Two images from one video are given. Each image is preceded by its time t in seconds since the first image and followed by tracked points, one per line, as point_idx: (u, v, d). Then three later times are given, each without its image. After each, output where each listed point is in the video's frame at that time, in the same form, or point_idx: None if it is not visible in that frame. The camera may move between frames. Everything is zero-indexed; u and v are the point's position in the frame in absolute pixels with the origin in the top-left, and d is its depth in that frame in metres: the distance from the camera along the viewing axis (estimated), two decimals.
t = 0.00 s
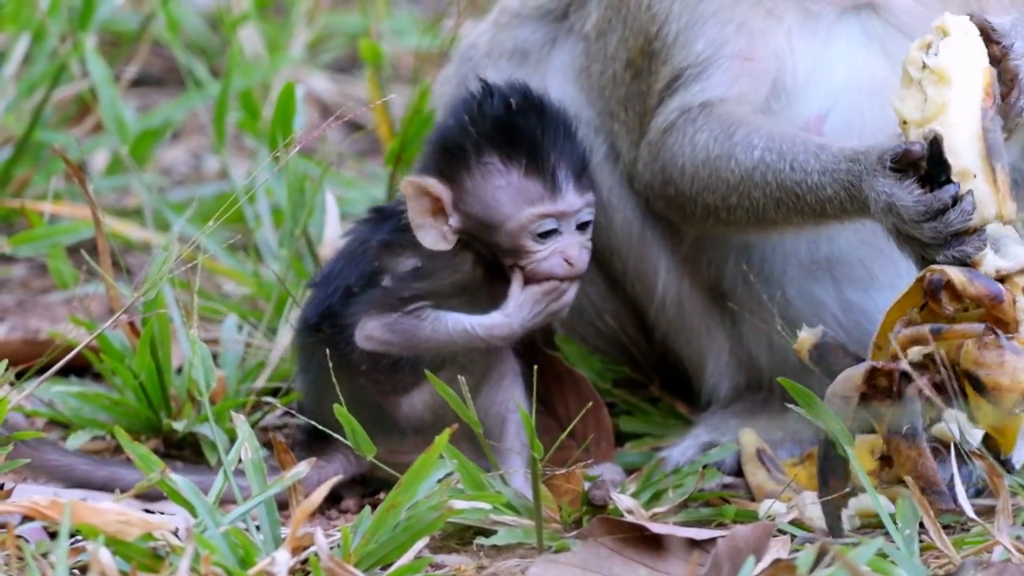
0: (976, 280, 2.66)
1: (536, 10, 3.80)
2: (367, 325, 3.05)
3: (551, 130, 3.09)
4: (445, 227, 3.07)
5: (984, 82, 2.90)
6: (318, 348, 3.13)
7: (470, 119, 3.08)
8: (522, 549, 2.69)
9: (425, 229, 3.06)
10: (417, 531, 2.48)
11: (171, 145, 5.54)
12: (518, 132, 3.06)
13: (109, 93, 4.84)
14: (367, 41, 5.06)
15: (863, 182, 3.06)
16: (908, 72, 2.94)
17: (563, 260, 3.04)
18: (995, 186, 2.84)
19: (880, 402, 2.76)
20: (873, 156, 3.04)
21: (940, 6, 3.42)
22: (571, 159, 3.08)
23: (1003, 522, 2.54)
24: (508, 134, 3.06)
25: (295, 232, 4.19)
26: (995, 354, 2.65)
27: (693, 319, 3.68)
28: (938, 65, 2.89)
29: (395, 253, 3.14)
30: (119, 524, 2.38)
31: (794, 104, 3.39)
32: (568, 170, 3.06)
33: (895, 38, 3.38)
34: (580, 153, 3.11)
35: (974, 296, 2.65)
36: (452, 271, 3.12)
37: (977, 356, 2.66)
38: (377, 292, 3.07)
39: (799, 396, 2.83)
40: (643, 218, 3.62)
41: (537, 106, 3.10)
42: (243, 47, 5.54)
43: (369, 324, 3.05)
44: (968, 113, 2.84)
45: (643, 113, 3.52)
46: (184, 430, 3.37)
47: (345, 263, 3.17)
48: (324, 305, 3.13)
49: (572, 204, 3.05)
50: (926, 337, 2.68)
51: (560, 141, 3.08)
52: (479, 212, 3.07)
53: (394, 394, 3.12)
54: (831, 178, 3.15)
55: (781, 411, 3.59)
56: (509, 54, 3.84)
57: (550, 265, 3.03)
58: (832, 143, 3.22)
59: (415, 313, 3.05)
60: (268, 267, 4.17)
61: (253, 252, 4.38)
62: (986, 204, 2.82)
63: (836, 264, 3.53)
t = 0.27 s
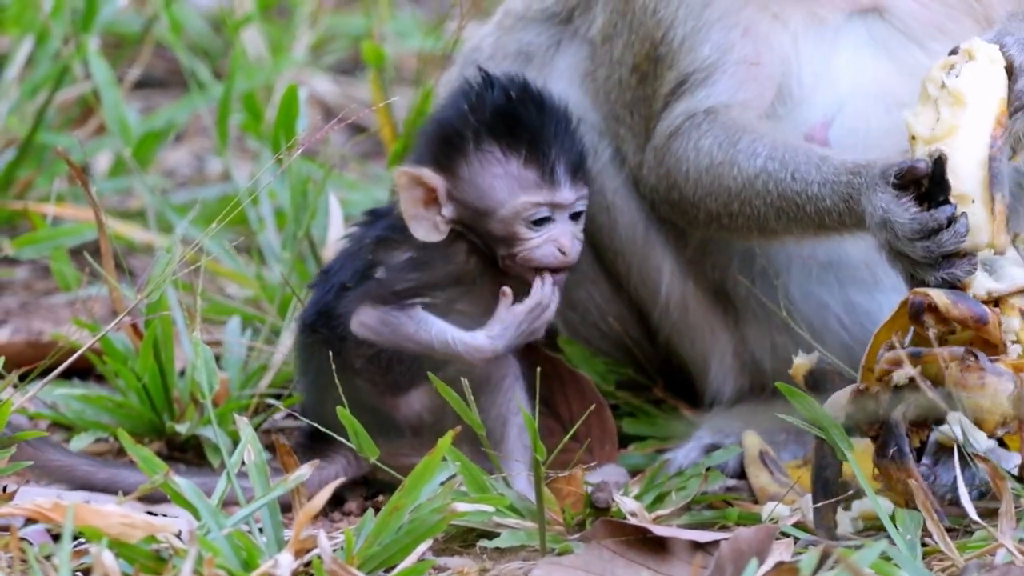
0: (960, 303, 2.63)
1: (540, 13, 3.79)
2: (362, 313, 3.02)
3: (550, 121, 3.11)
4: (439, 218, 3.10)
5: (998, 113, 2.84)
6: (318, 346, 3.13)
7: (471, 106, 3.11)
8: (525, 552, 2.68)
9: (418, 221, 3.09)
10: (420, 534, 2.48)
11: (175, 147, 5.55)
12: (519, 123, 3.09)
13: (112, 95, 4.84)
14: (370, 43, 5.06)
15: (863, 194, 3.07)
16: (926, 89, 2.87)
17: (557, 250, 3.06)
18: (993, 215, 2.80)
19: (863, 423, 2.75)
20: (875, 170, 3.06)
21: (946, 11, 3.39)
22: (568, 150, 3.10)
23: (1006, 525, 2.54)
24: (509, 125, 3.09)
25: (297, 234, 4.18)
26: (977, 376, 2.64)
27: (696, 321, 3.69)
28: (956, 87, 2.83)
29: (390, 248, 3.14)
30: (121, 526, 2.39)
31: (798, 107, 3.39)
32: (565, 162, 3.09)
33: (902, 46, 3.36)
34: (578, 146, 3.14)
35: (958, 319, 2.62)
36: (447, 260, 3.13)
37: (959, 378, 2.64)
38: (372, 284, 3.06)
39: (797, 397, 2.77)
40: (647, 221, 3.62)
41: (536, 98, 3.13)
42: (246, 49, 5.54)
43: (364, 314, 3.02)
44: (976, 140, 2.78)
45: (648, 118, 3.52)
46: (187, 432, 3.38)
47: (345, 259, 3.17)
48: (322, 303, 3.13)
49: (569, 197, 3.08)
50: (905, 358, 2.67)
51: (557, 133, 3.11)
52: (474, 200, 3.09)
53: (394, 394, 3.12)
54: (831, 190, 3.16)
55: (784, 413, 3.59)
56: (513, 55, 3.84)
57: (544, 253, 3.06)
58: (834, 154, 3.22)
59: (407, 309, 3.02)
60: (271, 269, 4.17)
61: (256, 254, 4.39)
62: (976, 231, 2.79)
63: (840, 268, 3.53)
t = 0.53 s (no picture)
0: (954, 313, 2.61)
1: (543, 18, 3.80)
2: (382, 332, 3.06)
3: (587, 156, 3.11)
4: (460, 234, 3.05)
5: (1007, 125, 2.76)
6: (321, 353, 3.14)
7: (508, 128, 3.08)
8: (528, 555, 2.68)
9: (439, 233, 3.04)
10: (423, 537, 2.48)
11: (177, 151, 5.55)
12: (559, 153, 3.08)
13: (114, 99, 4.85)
14: (373, 46, 5.06)
15: (864, 201, 3.07)
16: (936, 97, 2.85)
17: (574, 285, 3.07)
18: (989, 227, 2.76)
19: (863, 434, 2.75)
20: (877, 178, 3.06)
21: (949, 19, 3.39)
22: (599, 184, 3.10)
23: (1009, 528, 2.54)
24: (551, 154, 3.07)
25: (300, 238, 4.18)
26: (971, 387, 2.59)
27: (699, 326, 3.70)
28: (964, 97, 2.80)
29: (403, 258, 3.12)
30: (124, 530, 2.38)
31: (802, 114, 3.38)
32: (595, 200, 3.09)
33: (905, 52, 3.35)
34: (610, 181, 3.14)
35: (952, 329, 2.60)
36: (459, 272, 3.11)
37: (953, 390, 2.60)
38: (386, 301, 3.07)
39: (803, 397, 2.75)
40: (649, 228, 3.63)
41: (577, 129, 3.11)
42: (249, 54, 5.55)
43: (384, 331, 3.06)
44: (978, 150, 2.74)
45: (651, 124, 3.52)
46: (190, 435, 3.37)
47: (349, 266, 3.16)
48: (327, 309, 3.13)
49: (597, 237, 3.09)
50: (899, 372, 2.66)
51: (585, 161, 3.09)
52: (503, 224, 3.07)
53: (396, 403, 3.12)
54: (832, 196, 3.16)
55: (787, 417, 3.59)
56: (517, 60, 3.85)
57: (561, 290, 3.07)
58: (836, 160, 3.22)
59: (428, 323, 3.06)
60: (274, 272, 4.17)
61: (259, 258, 4.39)
62: (975, 241, 2.77)
63: (842, 274, 3.52)
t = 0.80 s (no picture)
0: (942, 313, 2.60)
1: (544, 19, 3.79)
2: (382, 340, 3.05)
3: (598, 166, 3.11)
4: (463, 235, 3.05)
5: (1004, 130, 2.79)
6: (320, 358, 3.13)
7: (521, 133, 3.06)
8: (529, 556, 2.68)
9: (443, 233, 3.03)
10: (425, 538, 2.48)
11: (179, 152, 5.54)
12: (570, 164, 3.07)
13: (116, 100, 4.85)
14: (375, 48, 5.06)
15: (858, 203, 3.03)
16: (936, 101, 2.88)
17: (575, 292, 3.10)
18: (979, 229, 2.74)
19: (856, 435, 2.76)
20: (872, 178, 3.02)
21: (951, 21, 3.41)
22: (607, 199, 3.11)
23: (1010, 528, 2.53)
24: (562, 165, 3.07)
25: (302, 239, 4.17)
26: (957, 390, 2.60)
27: (702, 328, 3.70)
28: (963, 101, 2.83)
29: (405, 261, 3.11)
30: (126, 531, 2.38)
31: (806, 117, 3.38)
32: (599, 209, 3.10)
33: (908, 56, 3.37)
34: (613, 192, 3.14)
35: (940, 330, 2.59)
36: (461, 275, 3.10)
37: (939, 393, 2.61)
38: (389, 307, 3.07)
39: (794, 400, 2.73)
40: (653, 229, 3.62)
41: (588, 138, 3.10)
42: (250, 55, 5.55)
43: (388, 341, 3.05)
44: (972, 153, 2.74)
45: (655, 127, 3.52)
46: (191, 436, 3.37)
47: (351, 269, 3.16)
48: (328, 312, 3.12)
49: (601, 244, 3.10)
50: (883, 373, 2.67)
51: (595, 173, 3.10)
52: (510, 231, 3.07)
53: (396, 408, 3.12)
54: (829, 196, 3.12)
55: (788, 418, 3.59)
56: (517, 63, 3.85)
57: (563, 296, 3.09)
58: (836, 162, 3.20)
59: (433, 332, 3.06)
60: (275, 274, 4.17)
61: (260, 259, 4.39)
62: (964, 244, 2.74)
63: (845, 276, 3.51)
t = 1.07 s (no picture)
0: (916, 326, 2.63)
1: (546, 18, 3.78)
2: (391, 346, 3.05)
3: (620, 166, 3.19)
4: (483, 236, 3.08)
5: (975, 138, 2.82)
6: (322, 359, 3.12)
7: (548, 132, 3.13)
8: (531, 556, 2.68)
9: (463, 234, 3.06)
10: (426, 538, 2.48)
11: (180, 152, 5.54)
12: (595, 164, 3.14)
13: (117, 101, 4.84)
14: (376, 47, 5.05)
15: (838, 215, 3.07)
16: (907, 113, 2.86)
17: (590, 296, 3.17)
18: (958, 238, 2.74)
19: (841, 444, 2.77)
20: (849, 191, 3.05)
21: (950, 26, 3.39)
22: (627, 204, 3.18)
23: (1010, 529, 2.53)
24: (587, 166, 3.14)
25: (303, 239, 4.16)
26: (928, 405, 2.60)
27: (700, 329, 3.70)
28: (935, 111, 2.82)
29: (410, 262, 3.10)
30: (127, 531, 2.37)
31: (807, 118, 3.37)
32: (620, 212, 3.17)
33: (909, 58, 3.36)
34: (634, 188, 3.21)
35: (913, 343, 2.63)
36: (469, 278, 3.10)
37: (911, 406, 2.62)
38: (397, 310, 3.06)
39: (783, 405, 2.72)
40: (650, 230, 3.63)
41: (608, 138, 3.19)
42: (252, 55, 5.55)
43: (397, 346, 3.05)
44: (947, 163, 2.76)
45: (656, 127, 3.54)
46: (193, 436, 3.38)
47: (354, 271, 3.14)
48: (332, 314, 3.11)
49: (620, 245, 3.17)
50: (859, 386, 2.69)
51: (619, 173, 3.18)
52: (535, 232, 3.11)
53: (397, 412, 3.12)
54: (812, 207, 3.15)
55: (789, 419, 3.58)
56: (519, 62, 3.85)
57: (579, 298, 3.16)
58: (822, 171, 3.21)
59: (440, 337, 3.06)
60: (277, 274, 4.17)
61: (262, 259, 4.39)
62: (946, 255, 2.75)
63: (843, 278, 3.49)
